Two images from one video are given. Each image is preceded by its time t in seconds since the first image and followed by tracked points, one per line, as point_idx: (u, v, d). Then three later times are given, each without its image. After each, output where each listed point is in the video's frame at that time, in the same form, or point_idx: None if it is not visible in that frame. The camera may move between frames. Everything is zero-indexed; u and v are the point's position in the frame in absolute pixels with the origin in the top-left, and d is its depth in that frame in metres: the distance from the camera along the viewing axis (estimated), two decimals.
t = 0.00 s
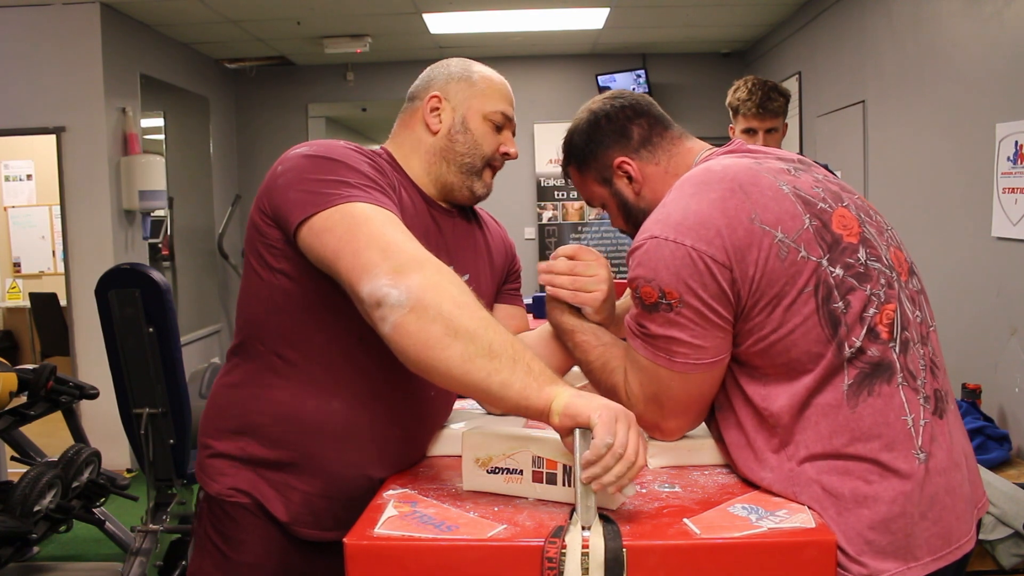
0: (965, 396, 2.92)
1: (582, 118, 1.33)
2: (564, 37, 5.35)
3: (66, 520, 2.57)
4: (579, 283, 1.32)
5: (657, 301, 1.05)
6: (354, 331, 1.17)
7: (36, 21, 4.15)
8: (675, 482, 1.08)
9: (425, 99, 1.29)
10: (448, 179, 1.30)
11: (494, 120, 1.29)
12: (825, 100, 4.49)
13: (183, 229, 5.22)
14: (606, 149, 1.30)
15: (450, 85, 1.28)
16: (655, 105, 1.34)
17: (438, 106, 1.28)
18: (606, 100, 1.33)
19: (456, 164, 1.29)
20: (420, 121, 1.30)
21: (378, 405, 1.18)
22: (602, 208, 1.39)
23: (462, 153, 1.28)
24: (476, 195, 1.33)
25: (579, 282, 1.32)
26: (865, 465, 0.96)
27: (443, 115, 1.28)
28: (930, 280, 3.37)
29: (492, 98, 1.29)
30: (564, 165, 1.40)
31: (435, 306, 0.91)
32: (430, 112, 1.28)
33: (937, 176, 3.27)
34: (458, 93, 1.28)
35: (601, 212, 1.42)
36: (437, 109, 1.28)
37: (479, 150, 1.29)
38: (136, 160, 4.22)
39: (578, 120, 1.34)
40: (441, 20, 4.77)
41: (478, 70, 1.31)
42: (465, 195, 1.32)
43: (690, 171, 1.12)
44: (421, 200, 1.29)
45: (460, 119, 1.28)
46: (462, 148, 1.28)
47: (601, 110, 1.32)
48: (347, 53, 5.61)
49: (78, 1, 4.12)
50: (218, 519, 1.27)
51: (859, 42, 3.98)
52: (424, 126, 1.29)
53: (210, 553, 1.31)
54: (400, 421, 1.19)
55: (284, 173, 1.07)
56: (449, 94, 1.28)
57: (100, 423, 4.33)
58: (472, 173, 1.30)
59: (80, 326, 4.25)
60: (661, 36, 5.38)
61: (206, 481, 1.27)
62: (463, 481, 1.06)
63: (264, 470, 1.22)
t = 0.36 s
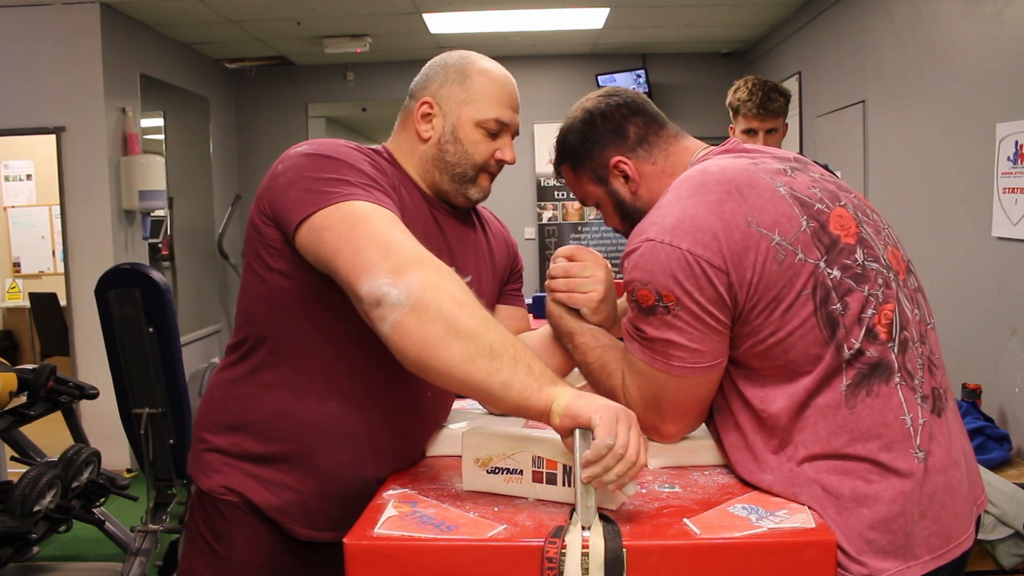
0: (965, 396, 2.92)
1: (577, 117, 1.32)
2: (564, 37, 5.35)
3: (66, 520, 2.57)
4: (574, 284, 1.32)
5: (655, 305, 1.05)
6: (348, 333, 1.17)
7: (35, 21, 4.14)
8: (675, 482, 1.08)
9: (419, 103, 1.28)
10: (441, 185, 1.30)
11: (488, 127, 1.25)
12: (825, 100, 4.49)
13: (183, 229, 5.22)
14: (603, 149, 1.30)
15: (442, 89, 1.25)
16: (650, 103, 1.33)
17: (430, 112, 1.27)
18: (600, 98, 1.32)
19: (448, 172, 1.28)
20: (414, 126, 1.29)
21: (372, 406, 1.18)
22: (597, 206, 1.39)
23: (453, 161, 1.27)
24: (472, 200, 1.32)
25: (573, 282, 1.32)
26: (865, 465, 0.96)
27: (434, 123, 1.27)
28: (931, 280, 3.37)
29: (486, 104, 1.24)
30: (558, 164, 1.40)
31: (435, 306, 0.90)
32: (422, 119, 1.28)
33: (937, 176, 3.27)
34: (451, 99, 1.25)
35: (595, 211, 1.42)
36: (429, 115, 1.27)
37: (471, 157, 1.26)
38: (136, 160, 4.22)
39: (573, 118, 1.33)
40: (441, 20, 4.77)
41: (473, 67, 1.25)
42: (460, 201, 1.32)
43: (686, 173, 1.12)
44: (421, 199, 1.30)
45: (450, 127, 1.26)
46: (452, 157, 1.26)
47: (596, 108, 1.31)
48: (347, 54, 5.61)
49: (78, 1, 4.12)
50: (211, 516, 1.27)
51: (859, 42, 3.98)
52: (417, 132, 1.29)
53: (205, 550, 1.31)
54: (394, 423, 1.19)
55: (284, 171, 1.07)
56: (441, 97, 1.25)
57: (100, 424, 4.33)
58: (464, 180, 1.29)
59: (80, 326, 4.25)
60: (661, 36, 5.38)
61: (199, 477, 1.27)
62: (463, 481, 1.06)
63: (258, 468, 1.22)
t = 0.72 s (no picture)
0: (965, 396, 2.92)
1: (571, 122, 1.32)
2: (564, 37, 5.35)
3: (66, 520, 2.58)
4: (566, 295, 1.32)
5: (657, 301, 1.04)
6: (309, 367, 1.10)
7: (35, 21, 4.14)
8: (674, 482, 1.08)
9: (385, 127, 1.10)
10: (412, 215, 1.15)
11: (462, 156, 1.07)
12: (825, 100, 4.49)
13: (183, 229, 5.22)
14: (600, 153, 1.29)
15: (409, 113, 1.07)
16: (643, 107, 1.34)
17: (398, 139, 1.09)
18: (595, 103, 1.33)
19: (419, 206, 1.12)
20: (381, 154, 1.13)
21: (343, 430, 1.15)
22: (592, 212, 1.38)
23: (424, 195, 1.10)
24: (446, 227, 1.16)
25: (565, 294, 1.32)
26: (863, 459, 0.97)
27: (402, 152, 1.10)
28: (931, 280, 3.37)
29: (459, 131, 1.06)
30: (552, 171, 1.39)
31: (410, 346, 0.80)
32: (389, 146, 1.10)
33: (937, 177, 3.27)
34: (419, 125, 1.07)
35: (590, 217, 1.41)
36: (396, 142, 1.10)
37: (444, 187, 1.09)
38: (136, 160, 4.22)
39: (568, 123, 1.33)
40: (441, 20, 4.77)
41: (443, 79, 1.07)
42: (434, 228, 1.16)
43: (683, 171, 1.11)
44: (384, 229, 1.16)
45: (419, 157, 1.08)
46: (423, 191, 1.10)
47: (591, 113, 1.31)
48: (347, 54, 5.61)
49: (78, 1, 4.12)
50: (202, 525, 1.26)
51: (859, 42, 3.98)
52: (384, 161, 1.12)
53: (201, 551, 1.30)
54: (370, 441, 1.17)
55: (236, 216, 0.94)
56: (407, 117, 1.07)
57: (100, 424, 4.33)
58: (435, 210, 1.12)
59: (80, 326, 4.25)
60: (661, 36, 5.39)
61: (187, 486, 1.26)
62: (462, 480, 1.06)
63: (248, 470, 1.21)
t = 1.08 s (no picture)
0: (965, 396, 2.91)
1: (571, 116, 1.27)
2: (564, 37, 5.35)
3: (66, 520, 2.58)
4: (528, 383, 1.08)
5: (693, 318, 0.99)
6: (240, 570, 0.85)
7: (35, 21, 4.15)
8: (671, 481, 1.08)
9: (235, 413, 0.66)
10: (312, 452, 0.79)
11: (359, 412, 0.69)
12: (825, 100, 4.48)
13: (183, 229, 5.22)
14: (604, 146, 1.25)
15: (268, 398, 0.64)
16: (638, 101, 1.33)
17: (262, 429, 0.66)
18: (591, 96, 1.29)
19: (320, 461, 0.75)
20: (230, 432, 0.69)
21: None
22: (588, 208, 1.33)
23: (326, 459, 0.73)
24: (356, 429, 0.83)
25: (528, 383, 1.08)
26: (863, 449, 0.97)
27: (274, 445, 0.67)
28: (931, 279, 3.36)
29: (352, 394, 0.66)
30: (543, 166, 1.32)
31: (398, 556, 0.68)
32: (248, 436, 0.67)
33: (938, 177, 3.27)
34: (287, 413, 0.64)
35: (584, 213, 1.36)
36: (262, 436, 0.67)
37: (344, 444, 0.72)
38: (135, 160, 4.22)
39: (566, 117, 1.28)
40: (441, 20, 4.77)
41: (263, 331, 0.64)
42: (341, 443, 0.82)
43: (701, 177, 1.06)
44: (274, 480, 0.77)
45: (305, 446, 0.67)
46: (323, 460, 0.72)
47: (591, 106, 1.27)
48: (347, 54, 5.61)
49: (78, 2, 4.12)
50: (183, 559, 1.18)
51: (860, 42, 3.97)
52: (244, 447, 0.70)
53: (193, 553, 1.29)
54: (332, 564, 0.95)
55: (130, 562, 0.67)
56: (231, 401, 0.65)
57: (100, 423, 4.33)
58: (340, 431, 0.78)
59: (80, 326, 4.25)
60: (660, 36, 5.38)
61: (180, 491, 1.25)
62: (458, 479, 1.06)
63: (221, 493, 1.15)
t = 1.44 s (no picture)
0: (965, 396, 2.91)
1: (574, 115, 1.26)
2: (564, 37, 5.35)
3: (66, 520, 2.58)
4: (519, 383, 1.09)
5: (700, 321, 0.98)
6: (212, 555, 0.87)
7: (35, 21, 4.15)
8: (671, 480, 1.08)
9: (226, 410, 0.71)
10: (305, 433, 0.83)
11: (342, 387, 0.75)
12: (825, 100, 4.48)
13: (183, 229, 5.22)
14: (608, 148, 1.25)
15: (258, 393, 0.69)
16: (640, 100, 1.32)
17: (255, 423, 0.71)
18: (594, 96, 1.28)
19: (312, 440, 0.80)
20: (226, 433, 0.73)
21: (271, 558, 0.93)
22: (592, 210, 1.32)
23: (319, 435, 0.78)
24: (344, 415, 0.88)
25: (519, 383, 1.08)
26: (868, 452, 0.97)
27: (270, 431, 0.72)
28: (931, 279, 3.36)
29: (333, 370, 0.73)
30: (545, 167, 1.31)
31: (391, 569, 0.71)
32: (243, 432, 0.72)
33: (938, 177, 3.27)
34: (280, 399, 0.70)
35: (586, 214, 1.35)
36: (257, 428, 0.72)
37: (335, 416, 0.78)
38: (135, 160, 4.22)
39: (569, 117, 1.27)
40: (441, 19, 4.77)
41: (225, 336, 0.70)
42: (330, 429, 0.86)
43: (708, 179, 1.06)
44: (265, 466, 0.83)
45: (297, 425, 0.73)
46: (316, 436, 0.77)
47: (594, 106, 1.26)
48: (347, 54, 5.61)
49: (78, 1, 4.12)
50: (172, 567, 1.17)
51: (860, 42, 3.97)
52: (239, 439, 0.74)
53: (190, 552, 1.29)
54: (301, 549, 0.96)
55: (114, 549, 0.71)
56: (211, 396, 0.70)
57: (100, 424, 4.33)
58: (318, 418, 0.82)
59: (80, 326, 4.25)
60: (661, 36, 5.38)
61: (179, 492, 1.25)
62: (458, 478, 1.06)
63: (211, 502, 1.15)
